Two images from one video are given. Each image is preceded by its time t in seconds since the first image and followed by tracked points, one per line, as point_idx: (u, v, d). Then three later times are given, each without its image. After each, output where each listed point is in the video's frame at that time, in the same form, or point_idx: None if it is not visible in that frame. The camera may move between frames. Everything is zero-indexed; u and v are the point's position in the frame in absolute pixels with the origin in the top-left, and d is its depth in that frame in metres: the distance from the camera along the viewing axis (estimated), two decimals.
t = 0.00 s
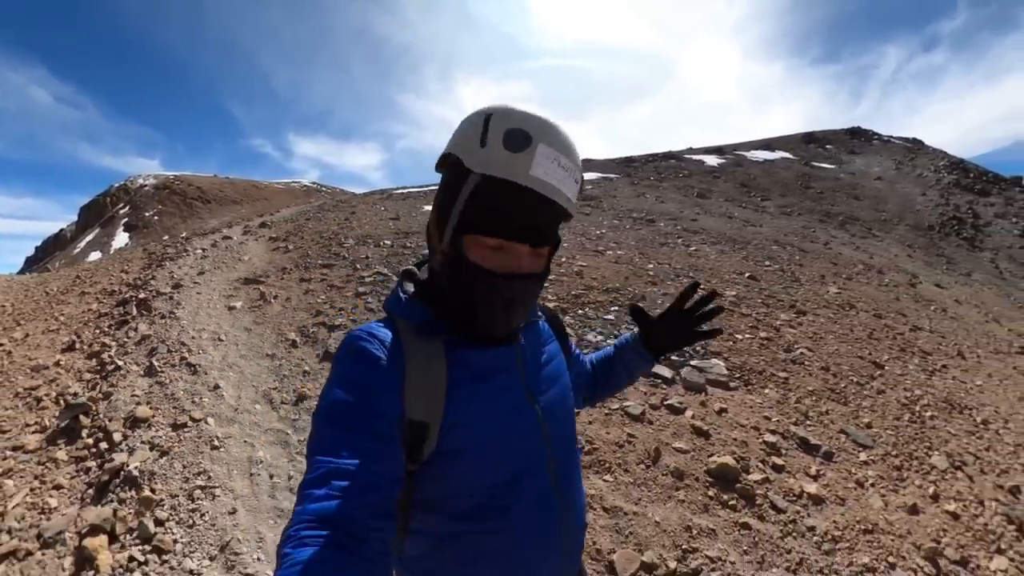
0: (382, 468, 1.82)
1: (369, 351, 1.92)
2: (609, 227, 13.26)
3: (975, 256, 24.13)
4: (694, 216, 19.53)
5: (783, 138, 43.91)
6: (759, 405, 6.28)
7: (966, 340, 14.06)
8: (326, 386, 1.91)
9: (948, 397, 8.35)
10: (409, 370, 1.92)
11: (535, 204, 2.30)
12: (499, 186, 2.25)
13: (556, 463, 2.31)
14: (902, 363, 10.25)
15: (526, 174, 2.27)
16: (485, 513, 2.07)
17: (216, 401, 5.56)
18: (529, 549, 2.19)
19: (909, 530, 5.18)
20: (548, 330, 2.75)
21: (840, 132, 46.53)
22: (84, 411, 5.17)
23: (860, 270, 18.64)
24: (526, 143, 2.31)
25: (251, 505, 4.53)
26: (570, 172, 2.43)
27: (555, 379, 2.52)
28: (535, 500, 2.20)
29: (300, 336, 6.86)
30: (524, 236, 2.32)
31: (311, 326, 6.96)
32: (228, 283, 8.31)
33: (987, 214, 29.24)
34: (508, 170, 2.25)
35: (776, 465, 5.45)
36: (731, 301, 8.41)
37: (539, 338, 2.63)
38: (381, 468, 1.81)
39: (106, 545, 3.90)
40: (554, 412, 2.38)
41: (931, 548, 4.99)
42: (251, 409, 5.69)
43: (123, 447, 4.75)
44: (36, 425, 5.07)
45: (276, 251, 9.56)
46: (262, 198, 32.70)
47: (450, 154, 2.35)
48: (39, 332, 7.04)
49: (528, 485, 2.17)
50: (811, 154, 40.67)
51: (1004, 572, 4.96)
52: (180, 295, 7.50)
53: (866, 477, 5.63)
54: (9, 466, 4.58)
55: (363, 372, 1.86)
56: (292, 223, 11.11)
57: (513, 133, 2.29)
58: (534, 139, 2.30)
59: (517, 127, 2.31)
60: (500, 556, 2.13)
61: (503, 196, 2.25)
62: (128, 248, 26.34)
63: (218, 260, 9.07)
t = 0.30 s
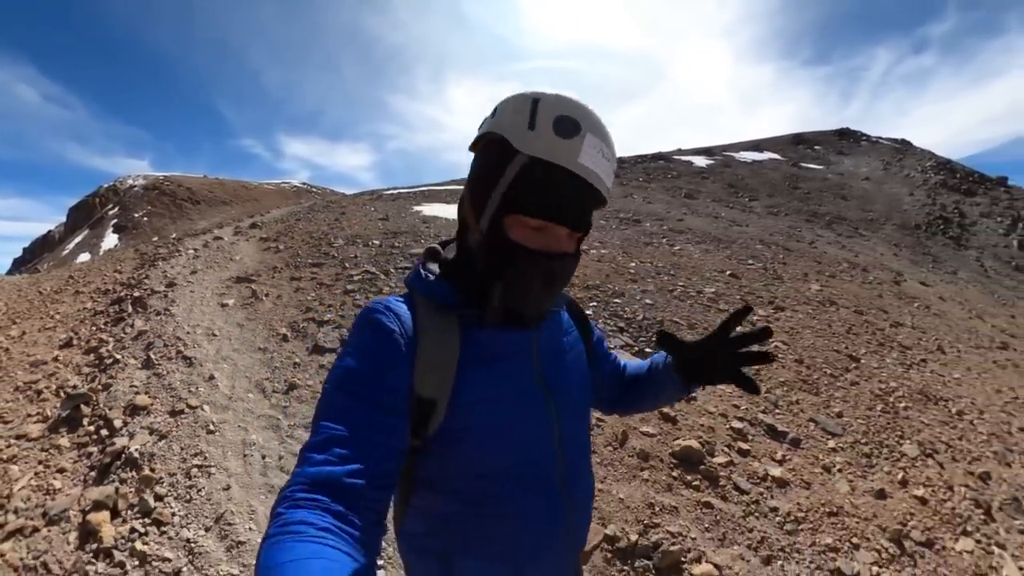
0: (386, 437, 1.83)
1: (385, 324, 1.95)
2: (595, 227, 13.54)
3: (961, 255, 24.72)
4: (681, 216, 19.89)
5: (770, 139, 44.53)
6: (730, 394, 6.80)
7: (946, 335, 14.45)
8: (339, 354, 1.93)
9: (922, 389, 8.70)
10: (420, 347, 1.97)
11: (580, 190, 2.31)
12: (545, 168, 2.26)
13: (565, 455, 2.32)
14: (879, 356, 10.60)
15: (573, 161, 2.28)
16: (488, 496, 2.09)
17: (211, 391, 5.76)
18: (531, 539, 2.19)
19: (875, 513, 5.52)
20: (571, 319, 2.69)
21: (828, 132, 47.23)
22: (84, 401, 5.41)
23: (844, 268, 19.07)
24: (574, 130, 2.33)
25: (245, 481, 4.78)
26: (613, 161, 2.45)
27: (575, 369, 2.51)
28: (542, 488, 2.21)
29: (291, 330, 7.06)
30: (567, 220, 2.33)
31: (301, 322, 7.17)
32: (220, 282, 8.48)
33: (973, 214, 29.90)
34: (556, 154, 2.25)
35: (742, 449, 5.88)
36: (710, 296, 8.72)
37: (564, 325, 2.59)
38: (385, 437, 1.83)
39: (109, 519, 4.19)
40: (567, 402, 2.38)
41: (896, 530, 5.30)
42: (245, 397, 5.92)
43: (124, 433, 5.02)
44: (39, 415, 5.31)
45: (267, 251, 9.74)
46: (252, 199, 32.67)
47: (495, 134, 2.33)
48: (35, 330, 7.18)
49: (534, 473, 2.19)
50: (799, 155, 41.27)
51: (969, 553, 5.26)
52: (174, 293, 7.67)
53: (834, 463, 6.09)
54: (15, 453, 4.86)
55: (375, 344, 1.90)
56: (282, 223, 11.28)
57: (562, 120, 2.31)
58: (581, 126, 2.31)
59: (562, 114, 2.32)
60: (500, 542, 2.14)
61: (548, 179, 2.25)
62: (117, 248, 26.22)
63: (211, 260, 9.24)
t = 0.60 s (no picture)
0: (371, 444, 1.87)
1: (363, 333, 1.98)
2: (567, 227, 14.09)
3: (929, 252, 26.06)
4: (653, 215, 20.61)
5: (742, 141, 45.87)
6: (679, 374, 7.72)
7: (905, 324, 15.35)
8: (316, 366, 1.96)
9: (875, 371, 9.36)
10: (399, 353, 2.00)
11: (548, 211, 2.36)
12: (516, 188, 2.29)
13: (540, 448, 2.42)
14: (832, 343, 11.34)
15: (543, 182, 2.33)
16: (472, 496, 2.17)
17: (197, 374, 6.26)
18: (514, 531, 2.30)
19: (811, 480, 6.24)
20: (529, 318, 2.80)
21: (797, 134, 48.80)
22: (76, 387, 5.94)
23: (809, 263, 20.00)
24: (546, 151, 2.38)
25: (230, 448, 5.41)
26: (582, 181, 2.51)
27: (536, 364, 2.59)
28: (520, 483, 2.30)
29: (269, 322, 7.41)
30: (536, 239, 2.38)
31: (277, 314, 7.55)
32: (201, 279, 8.75)
33: (941, 211, 31.33)
34: (527, 176, 2.29)
35: (680, 421, 6.73)
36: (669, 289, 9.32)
37: (523, 324, 2.69)
38: (370, 444, 1.87)
39: (105, 485, 4.81)
40: (537, 396, 2.48)
41: (829, 494, 6.05)
42: (229, 378, 6.39)
43: (118, 411, 5.61)
44: (31, 402, 5.80)
45: (246, 250, 10.02)
46: (228, 201, 32.42)
47: (467, 149, 2.33)
48: (20, 327, 7.39)
49: (514, 469, 2.27)
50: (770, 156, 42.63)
51: (904, 516, 6.00)
52: (157, 290, 7.95)
53: (772, 436, 6.90)
54: (9, 437, 5.37)
55: (355, 354, 1.92)
56: (260, 224, 11.52)
57: (533, 141, 2.35)
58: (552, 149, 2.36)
59: (533, 135, 2.37)
60: (486, 537, 2.24)
61: (517, 199, 2.29)
62: (89, 251, 25.78)
63: (190, 259, 9.48)
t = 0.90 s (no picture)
0: (353, 484, 1.89)
1: (339, 370, 2.04)
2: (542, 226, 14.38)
3: (901, 250, 27.07)
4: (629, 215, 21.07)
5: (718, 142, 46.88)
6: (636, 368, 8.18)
7: (873, 319, 15.99)
8: (295, 406, 2.00)
9: (837, 364, 9.85)
10: (378, 389, 2.06)
11: (500, 222, 2.46)
12: (466, 203, 2.42)
13: (526, 475, 2.48)
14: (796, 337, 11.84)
15: (490, 192, 2.42)
16: (457, 527, 2.22)
17: (170, 371, 6.36)
18: (503, 560, 2.33)
19: (765, 469, 6.64)
20: (513, 339, 2.93)
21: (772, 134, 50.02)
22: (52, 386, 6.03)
23: (781, 261, 20.66)
24: (492, 160, 2.46)
25: (200, 440, 5.56)
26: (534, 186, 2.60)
27: (522, 390, 2.68)
28: (507, 511, 2.35)
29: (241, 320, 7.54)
30: (491, 253, 2.49)
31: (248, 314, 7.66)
32: (175, 280, 8.79)
33: (914, 210, 32.45)
34: (472, 186, 2.39)
35: (634, 412, 7.15)
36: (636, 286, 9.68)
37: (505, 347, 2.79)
38: (352, 484, 1.88)
39: (81, 477, 4.93)
40: (521, 423, 2.55)
41: (782, 483, 6.42)
42: (201, 375, 6.51)
43: (94, 407, 5.72)
44: (7, 402, 5.85)
45: (220, 250, 10.06)
46: (204, 201, 31.96)
47: (417, 169, 2.47)
48: None
49: (499, 498, 2.32)
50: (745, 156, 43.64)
51: (861, 504, 6.36)
52: (131, 290, 8.00)
53: (727, 426, 7.34)
54: None
55: (334, 392, 1.98)
56: (234, 224, 11.54)
57: (478, 151, 2.43)
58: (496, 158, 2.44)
59: (479, 145, 2.46)
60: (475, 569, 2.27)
61: (466, 213, 2.42)
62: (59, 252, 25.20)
63: (163, 260, 9.49)
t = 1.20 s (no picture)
0: (370, 458, 1.93)
1: (358, 344, 2.04)
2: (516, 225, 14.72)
3: (869, 247, 28.29)
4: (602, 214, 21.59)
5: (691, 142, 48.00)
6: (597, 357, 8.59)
7: (840, 313, 16.74)
8: (315, 379, 2.03)
9: (800, 354, 10.43)
10: (397, 365, 2.04)
11: (506, 186, 2.41)
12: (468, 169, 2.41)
13: (544, 459, 2.41)
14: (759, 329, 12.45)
15: (492, 155, 2.40)
16: (471, 504, 2.17)
17: (147, 367, 6.47)
18: (517, 542, 2.27)
19: (720, 451, 7.10)
20: (537, 325, 2.72)
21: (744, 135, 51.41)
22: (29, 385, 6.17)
23: (750, 257, 21.44)
24: (496, 126, 2.44)
25: (176, 431, 5.72)
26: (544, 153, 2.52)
27: (544, 372, 2.58)
28: (522, 493, 2.29)
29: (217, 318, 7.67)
30: (493, 216, 2.46)
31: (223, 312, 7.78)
32: (149, 279, 8.83)
33: (883, 208, 33.80)
34: (475, 150, 2.38)
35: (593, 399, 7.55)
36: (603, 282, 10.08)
37: (528, 329, 2.63)
38: (369, 458, 1.92)
39: (60, 470, 5.11)
40: (541, 406, 2.47)
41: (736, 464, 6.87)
42: (176, 371, 6.64)
43: (72, 403, 5.85)
44: None
45: (193, 250, 10.11)
46: (176, 201, 31.40)
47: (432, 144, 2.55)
48: None
49: (515, 479, 2.27)
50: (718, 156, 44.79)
51: (817, 484, 6.88)
52: (105, 290, 8.04)
53: (684, 411, 7.80)
54: None
55: (353, 366, 1.99)
56: (207, 224, 11.55)
57: (485, 118, 2.43)
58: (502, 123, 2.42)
59: (488, 113, 2.45)
60: (487, 548, 2.22)
61: (470, 176, 2.39)
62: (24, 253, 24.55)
63: (136, 260, 9.50)
